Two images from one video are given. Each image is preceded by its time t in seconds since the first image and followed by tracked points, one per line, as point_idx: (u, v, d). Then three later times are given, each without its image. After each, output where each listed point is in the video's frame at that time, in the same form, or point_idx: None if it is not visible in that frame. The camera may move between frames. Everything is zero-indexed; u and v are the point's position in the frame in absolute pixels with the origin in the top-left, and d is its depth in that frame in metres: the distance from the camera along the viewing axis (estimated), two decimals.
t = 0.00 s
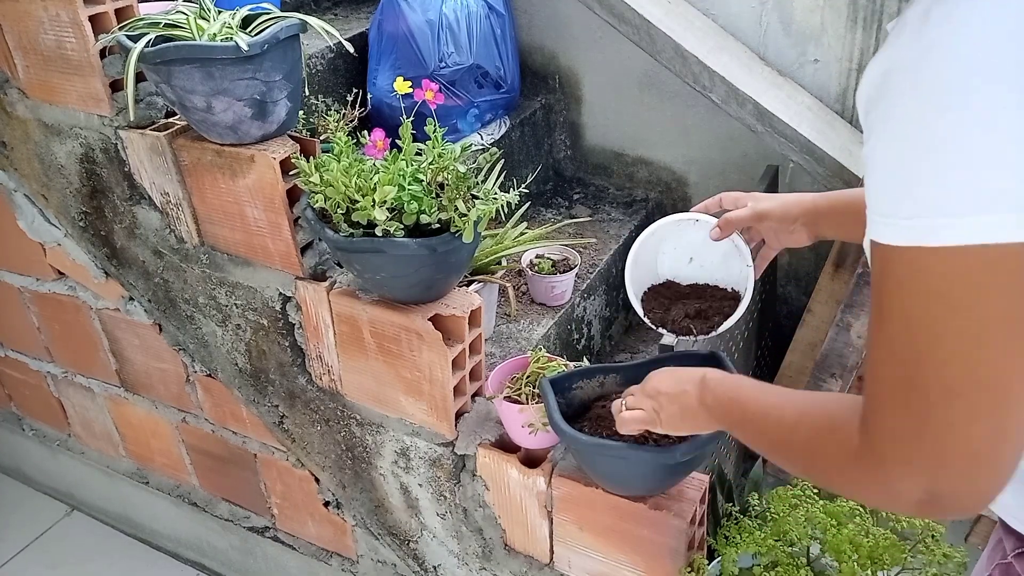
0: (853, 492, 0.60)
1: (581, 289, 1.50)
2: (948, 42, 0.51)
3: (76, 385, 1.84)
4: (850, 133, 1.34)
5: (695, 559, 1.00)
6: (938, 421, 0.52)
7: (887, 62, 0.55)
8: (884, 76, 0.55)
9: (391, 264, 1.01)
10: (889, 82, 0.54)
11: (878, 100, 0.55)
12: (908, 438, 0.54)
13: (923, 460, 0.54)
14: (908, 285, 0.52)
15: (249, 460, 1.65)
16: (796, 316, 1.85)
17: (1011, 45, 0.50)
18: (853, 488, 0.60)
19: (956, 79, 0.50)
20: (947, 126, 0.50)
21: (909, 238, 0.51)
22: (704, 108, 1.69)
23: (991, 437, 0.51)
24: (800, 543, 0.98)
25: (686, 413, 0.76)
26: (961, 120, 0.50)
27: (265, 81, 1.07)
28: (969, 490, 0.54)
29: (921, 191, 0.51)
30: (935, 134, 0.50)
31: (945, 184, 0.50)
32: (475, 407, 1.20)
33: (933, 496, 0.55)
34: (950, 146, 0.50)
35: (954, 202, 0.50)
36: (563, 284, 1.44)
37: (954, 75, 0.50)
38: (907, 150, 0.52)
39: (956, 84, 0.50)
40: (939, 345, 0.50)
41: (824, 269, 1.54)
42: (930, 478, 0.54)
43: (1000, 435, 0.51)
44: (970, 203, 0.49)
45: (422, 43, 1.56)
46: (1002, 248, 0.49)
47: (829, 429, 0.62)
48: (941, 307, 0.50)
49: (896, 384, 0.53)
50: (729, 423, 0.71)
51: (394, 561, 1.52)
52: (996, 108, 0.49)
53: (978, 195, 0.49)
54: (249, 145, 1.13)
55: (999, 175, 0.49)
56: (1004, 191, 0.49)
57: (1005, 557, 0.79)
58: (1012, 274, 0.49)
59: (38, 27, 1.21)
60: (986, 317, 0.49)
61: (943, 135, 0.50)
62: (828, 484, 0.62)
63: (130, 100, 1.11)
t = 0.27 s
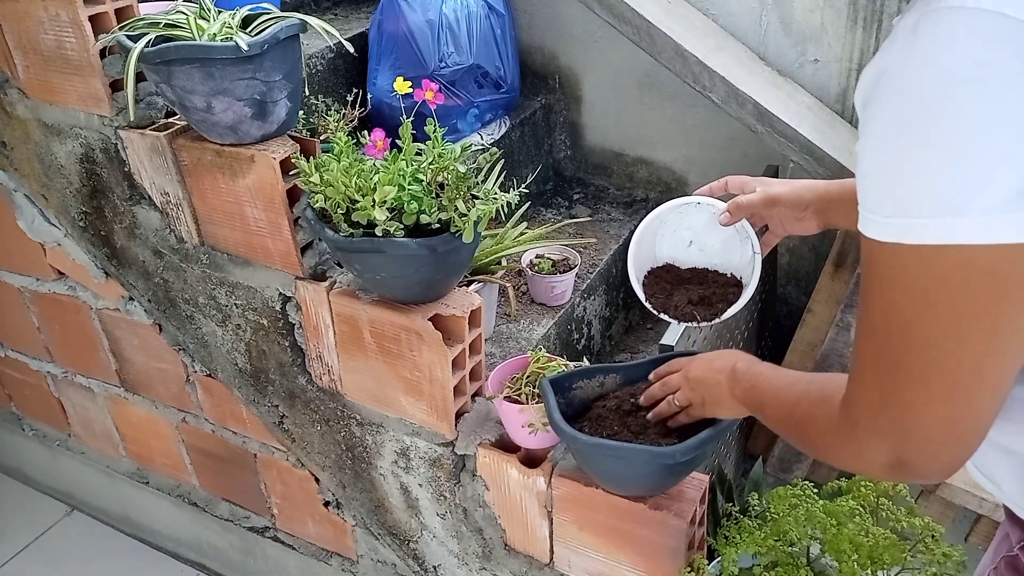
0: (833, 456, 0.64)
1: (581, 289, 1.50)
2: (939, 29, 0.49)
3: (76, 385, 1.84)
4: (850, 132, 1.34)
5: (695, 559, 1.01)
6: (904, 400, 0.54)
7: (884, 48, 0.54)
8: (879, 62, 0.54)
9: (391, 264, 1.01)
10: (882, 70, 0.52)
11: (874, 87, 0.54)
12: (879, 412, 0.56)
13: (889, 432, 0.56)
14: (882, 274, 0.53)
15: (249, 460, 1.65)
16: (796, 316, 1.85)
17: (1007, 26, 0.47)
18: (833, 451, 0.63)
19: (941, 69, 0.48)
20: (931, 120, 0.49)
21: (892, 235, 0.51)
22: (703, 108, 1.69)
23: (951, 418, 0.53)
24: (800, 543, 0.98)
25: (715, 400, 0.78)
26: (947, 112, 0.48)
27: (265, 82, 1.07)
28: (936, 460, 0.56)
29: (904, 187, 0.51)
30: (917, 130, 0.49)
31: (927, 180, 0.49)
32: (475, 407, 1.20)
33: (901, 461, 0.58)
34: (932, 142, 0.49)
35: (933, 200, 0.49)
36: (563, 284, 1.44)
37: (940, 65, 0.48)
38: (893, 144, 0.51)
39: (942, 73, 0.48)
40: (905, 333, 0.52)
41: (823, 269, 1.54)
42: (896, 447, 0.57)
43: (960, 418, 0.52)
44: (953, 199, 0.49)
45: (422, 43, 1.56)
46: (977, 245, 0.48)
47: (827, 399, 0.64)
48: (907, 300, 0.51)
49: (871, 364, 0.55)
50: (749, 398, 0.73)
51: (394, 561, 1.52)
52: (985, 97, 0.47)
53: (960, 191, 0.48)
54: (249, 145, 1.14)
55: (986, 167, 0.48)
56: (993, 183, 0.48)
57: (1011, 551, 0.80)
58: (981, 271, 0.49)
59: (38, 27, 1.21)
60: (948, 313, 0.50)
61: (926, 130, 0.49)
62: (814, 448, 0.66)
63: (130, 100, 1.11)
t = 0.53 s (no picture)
0: (781, 488, 0.60)
1: (582, 289, 1.50)
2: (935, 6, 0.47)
3: (76, 385, 1.84)
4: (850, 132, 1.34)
5: (695, 559, 1.00)
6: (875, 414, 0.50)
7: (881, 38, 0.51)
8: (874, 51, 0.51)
9: (391, 264, 1.01)
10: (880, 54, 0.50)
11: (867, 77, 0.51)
12: (840, 430, 0.53)
13: (854, 454, 0.53)
14: (857, 282, 0.50)
15: (249, 460, 1.65)
16: (796, 316, 1.85)
17: (1007, 2, 0.45)
18: (778, 482, 0.59)
19: (940, 43, 0.46)
20: (930, 96, 0.46)
21: (876, 224, 0.48)
22: (703, 108, 1.69)
23: (927, 429, 0.50)
24: (800, 543, 0.98)
25: (623, 427, 0.77)
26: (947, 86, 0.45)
27: (265, 81, 1.07)
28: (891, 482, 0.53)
29: (896, 174, 0.47)
30: (914, 108, 0.46)
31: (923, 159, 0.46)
32: (475, 407, 1.20)
33: (855, 489, 0.55)
34: (929, 114, 0.46)
35: (932, 183, 0.46)
36: (563, 284, 1.44)
37: (934, 37, 0.46)
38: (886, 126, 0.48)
39: (941, 48, 0.46)
40: (879, 341, 0.49)
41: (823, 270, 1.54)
42: (853, 470, 0.54)
43: (932, 426, 0.49)
44: (951, 181, 0.46)
45: (422, 43, 1.56)
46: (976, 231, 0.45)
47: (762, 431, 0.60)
48: (884, 303, 0.48)
49: (837, 380, 0.52)
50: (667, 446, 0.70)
51: (394, 561, 1.52)
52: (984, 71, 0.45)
53: (956, 170, 0.46)
54: (249, 145, 1.13)
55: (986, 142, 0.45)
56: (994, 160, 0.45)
57: (1009, 548, 0.80)
58: (962, 269, 0.46)
59: (38, 27, 1.21)
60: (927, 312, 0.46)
61: (923, 107, 0.46)
62: (753, 480, 0.62)
63: (130, 100, 1.11)
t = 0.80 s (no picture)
0: (907, 538, 0.58)
1: (581, 289, 1.50)
2: (983, 55, 0.49)
3: (76, 385, 1.84)
4: (850, 132, 1.34)
5: (695, 559, 1.01)
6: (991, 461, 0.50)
7: (915, 80, 0.54)
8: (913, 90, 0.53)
9: (391, 265, 1.01)
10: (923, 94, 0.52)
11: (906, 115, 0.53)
12: (960, 482, 0.52)
13: (985, 504, 0.52)
14: (943, 338, 0.50)
15: (249, 460, 1.65)
16: (796, 315, 1.85)
17: None
18: (904, 532, 0.58)
19: (993, 91, 0.48)
20: (990, 138, 0.48)
21: (956, 267, 0.49)
22: (703, 108, 1.69)
23: None
24: (800, 543, 0.98)
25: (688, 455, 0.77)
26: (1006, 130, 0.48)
27: (265, 81, 1.07)
28: None
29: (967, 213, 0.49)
30: (979, 149, 0.48)
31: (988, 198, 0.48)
32: (475, 407, 1.20)
33: (999, 535, 0.53)
34: (977, 145, 0.48)
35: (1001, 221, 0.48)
36: (563, 284, 1.44)
37: (972, 74, 0.50)
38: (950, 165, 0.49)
39: (997, 95, 0.48)
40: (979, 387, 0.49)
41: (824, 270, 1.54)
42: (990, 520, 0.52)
43: None
44: (1016, 217, 0.48)
45: (422, 43, 1.56)
46: None
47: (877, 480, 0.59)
48: (981, 347, 0.48)
49: (946, 437, 0.51)
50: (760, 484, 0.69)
51: (394, 561, 1.52)
52: None
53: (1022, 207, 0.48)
54: (249, 145, 1.13)
55: None
56: None
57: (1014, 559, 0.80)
58: None
59: (38, 27, 1.21)
60: None
61: (982, 148, 0.48)
62: (879, 529, 0.60)
63: (130, 100, 1.11)
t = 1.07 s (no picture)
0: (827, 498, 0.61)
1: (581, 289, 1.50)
2: (965, 55, 0.48)
3: (76, 385, 1.84)
4: (850, 132, 1.34)
5: (695, 559, 1.01)
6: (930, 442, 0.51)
7: (903, 78, 0.52)
8: (901, 90, 0.52)
9: (391, 265, 1.01)
10: (908, 96, 0.51)
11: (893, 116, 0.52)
12: (889, 449, 0.54)
13: (912, 477, 0.54)
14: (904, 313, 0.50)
15: (249, 460, 1.65)
16: (795, 315, 1.85)
17: None
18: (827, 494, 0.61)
19: (976, 93, 0.47)
20: (961, 142, 0.47)
21: (919, 261, 0.49)
22: (703, 107, 1.69)
23: (993, 452, 0.50)
24: (801, 544, 0.98)
25: (651, 426, 0.77)
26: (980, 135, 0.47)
27: (265, 81, 1.07)
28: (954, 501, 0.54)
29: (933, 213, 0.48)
30: (948, 152, 0.47)
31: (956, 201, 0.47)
32: (475, 407, 1.20)
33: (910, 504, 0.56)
34: (959, 145, 0.47)
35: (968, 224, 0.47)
36: (563, 284, 1.44)
37: (957, 72, 0.48)
38: (921, 167, 0.49)
39: (974, 100, 0.47)
40: (927, 373, 0.50)
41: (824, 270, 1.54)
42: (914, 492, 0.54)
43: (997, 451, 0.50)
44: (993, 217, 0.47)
45: (422, 43, 1.56)
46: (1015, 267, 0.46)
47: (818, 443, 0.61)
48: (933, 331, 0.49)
49: (884, 406, 0.53)
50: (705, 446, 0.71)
51: (394, 561, 1.52)
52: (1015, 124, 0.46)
53: (994, 214, 0.47)
54: (249, 145, 1.13)
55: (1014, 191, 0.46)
56: None
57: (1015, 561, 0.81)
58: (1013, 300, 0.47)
59: (38, 27, 1.21)
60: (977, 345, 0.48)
61: (964, 149, 0.47)
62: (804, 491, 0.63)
63: (130, 100, 1.11)
